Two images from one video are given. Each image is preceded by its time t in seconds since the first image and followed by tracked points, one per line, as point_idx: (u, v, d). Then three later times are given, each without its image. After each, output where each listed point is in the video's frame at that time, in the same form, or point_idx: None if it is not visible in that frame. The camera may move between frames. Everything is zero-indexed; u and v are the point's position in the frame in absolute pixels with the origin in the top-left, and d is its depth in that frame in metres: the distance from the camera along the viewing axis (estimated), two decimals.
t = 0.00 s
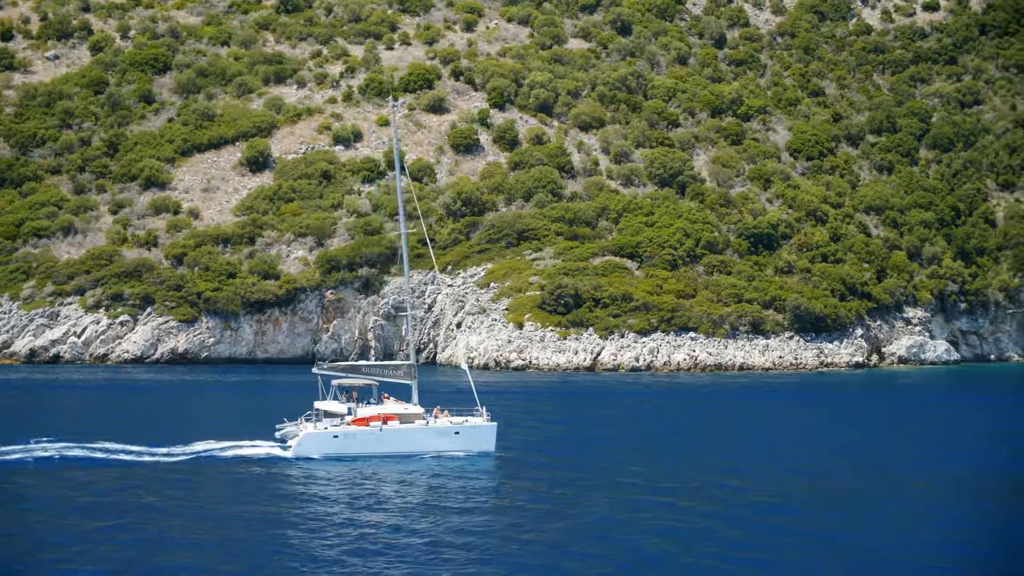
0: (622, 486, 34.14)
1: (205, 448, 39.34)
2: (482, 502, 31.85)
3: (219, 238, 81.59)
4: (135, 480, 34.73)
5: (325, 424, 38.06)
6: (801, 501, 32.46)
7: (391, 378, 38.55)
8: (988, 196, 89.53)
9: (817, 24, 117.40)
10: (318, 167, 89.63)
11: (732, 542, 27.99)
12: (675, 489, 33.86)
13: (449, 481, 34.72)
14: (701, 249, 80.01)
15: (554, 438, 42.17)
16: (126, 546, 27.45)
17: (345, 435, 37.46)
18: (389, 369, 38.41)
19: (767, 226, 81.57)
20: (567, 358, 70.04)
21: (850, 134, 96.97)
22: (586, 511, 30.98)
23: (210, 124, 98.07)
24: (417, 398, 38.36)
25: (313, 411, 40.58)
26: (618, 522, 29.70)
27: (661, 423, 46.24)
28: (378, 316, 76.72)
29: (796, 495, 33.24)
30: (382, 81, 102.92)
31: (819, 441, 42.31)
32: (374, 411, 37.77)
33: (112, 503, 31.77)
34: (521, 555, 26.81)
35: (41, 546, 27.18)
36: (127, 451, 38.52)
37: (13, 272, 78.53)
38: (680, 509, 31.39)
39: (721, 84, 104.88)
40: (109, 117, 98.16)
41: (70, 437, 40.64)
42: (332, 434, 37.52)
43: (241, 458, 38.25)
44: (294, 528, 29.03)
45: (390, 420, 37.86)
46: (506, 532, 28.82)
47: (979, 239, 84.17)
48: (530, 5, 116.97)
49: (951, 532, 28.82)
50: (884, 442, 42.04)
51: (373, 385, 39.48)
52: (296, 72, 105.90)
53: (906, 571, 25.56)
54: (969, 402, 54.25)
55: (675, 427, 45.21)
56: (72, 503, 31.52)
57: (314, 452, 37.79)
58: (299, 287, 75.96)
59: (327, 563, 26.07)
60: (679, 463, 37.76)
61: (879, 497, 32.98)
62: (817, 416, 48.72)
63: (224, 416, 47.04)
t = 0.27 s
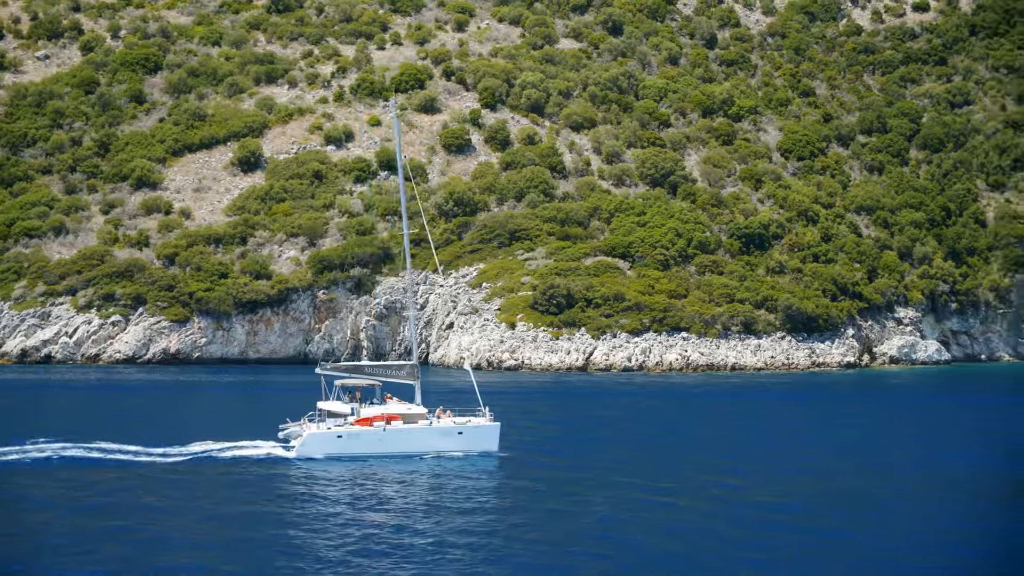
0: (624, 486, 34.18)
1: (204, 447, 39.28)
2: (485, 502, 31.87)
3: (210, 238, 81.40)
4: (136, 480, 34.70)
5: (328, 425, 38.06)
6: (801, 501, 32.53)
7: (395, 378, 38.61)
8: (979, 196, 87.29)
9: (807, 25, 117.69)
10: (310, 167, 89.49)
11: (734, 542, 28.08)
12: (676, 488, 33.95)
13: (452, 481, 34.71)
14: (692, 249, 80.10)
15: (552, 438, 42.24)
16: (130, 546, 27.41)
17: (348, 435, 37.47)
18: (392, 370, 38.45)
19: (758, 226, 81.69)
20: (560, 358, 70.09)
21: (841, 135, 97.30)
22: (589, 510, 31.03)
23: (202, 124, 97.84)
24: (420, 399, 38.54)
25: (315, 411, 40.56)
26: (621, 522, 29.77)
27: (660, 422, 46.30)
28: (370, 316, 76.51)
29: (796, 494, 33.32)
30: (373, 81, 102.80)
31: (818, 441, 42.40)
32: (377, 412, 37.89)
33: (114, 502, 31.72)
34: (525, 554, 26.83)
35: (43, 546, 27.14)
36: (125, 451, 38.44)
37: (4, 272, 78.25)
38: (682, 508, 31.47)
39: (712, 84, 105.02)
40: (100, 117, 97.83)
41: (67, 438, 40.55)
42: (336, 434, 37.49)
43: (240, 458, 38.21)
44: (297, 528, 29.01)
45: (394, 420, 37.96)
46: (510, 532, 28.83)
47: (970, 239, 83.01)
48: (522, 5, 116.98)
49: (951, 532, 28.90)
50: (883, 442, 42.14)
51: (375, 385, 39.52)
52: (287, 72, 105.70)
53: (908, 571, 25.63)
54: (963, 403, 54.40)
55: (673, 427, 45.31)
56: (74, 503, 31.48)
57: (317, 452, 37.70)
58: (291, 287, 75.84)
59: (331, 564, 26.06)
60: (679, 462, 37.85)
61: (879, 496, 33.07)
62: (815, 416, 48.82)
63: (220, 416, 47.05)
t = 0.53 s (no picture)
0: (626, 486, 34.23)
1: (204, 448, 39.26)
2: (488, 502, 31.88)
3: (202, 238, 81.21)
4: (136, 480, 34.66)
5: (332, 425, 38.06)
6: (801, 501, 32.63)
7: (398, 378, 38.44)
8: (969, 196, 89.48)
9: (798, 25, 117.94)
10: (302, 167, 89.37)
11: (736, 541, 28.16)
12: (677, 488, 34.02)
13: (455, 481, 34.71)
14: (684, 249, 80.18)
15: (551, 438, 42.29)
16: (132, 546, 27.36)
17: (352, 435, 37.48)
18: (395, 370, 38.41)
19: (750, 227, 81.83)
20: (552, 358, 70.17)
21: (831, 135, 97.49)
22: (592, 510, 31.08)
23: (193, 124, 97.63)
24: (424, 399, 38.25)
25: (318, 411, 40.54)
26: (624, 521, 29.82)
27: (658, 422, 46.37)
28: (362, 316, 76.30)
29: (796, 494, 33.42)
30: (365, 81, 102.72)
31: (816, 441, 42.53)
32: (381, 412, 37.70)
33: (115, 502, 31.69)
34: (529, 554, 26.86)
35: (46, 546, 27.10)
36: (124, 451, 38.41)
37: None
38: (685, 508, 31.53)
39: (704, 85, 105.15)
40: (91, 117, 97.51)
41: (65, 438, 40.54)
42: (339, 434, 37.47)
43: (241, 458, 38.20)
44: (301, 528, 28.99)
45: (397, 421, 37.75)
46: (514, 532, 28.84)
47: (960, 239, 84.24)
48: (513, 5, 116.98)
49: (951, 532, 28.99)
50: (881, 442, 42.26)
51: (378, 385, 39.48)
52: (278, 72, 105.50)
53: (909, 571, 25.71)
54: (958, 403, 54.56)
55: (672, 427, 45.43)
56: (75, 503, 31.45)
57: (321, 452, 37.62)
58: (283, 287, 75.76)
59: (335, 564, 26.03)
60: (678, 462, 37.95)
61: (878, 496, 33.18)
62: (813, 417, 48.94)
63: (217, 416, 47.10)
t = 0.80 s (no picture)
0: (627, 484, 34.51)
1: (204, 448, 39.37)
2: (491, 502, 32.13)
3: (192, 239, 81.00)
4: (137, 480, 34.80)
5: (336, 425, 38.47)
6: (799, 499, 32.92)
7: (401, 379, 39.14)
8: (958, 197, 90.09)
9: (787, 26, 118.18)
10: (292, 168, 89.21)
11: (736, 540, 28.47)
12: (677, 487, 34.29)
13: (457, 481, 34.93)
14: (674, 250, 80.25)
15: (548, 438, 42.45)
16: (138, 548, 27.57)
17: (356, 435, 37.91)
18: (398, 371, 39.05)
19: (740, 227, 81.95)
20: (543, 358, 70.08)
21: (820, 136, 97.68)
22: (595, 509, 31.36)
23: (183, 124, 97.39)
24: (426, 399, 38.94)
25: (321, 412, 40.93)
26: (626, 521, 30.12)
27: (654, 421, 46.59)
28: (352, 316, 76.00)
29: (795, 492, 33.69)
30: (355, 81, 102.62)
31: (813, 440, 42.80)
32: (384, 412, 38.32)
33: (119, 503, 31.85)
34: (533, 554, 27.15)
35: (51, 548, 27.29)
36: (124, 451, 38.50)
37: None
38: (686, 506, 31.84)
39: (693, 86, 105.27)
40: (80, 116, 97.12)
41: (64, 438, 40.62)
42: (343, 434, 37.89)
43: (242, 458, 38.31)
44: (305, 529, 29.20)
45: (400, 421, 38.41)
46: (518, 531, 29.13)
47: (949, 240, 85.03)
48: (502, 6, 116.93)
49: (949, 531, 29.28)
50: (877, 441, 42.54)
51: (381, 387, 39.92)
52: (268, 73, 105.33)
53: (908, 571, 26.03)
54: (950, 402, 54.94)
55: (670, 426, 45.71)
56: (78, 504, 31.61)
57: (325, 452, 38.02)
58: (274, 287, 75.64)
59: (341, 565, 26.26)
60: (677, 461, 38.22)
61: (876, 495, 33.46)
62: (809, 417, 49.22)
63: (214, 417, 47.22)
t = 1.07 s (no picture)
0: (628, 484, 34.67)
1: (204, 447, 39.39)
2: (492, 502, 32.23)
3: (183, 239, 80.81)
4: (137, 480, 34.83)
5: (339, 425, 38.36)
6: (801, 499, 33.05)
7: (403, 380, 39.17)
8: (947, 198, 90.38)
9: (777, 28, 118.47)
10: (282, 168, 89.07)
11: (738, 540, 28.63)
12: (677, 487, 34.44)
13: (458, 480, 35.03)
14: (665, 251, 80.37)
15: (547, 438, 42.41)
16: (139, 550, 27.66)
17: (358, 435, 37.86)
18: (401, 372, 39.15)
19: (730, 228, 82.14)
20: (534, 359, 70.08)
21: (810, 137, 97.92)
22: (596, 509, 31.52)
23: (173, 124, 97.14)
24: (428, 400, 38.90)
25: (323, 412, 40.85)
26: (628, 521, 30.30)
27: (651, 422, 46.68)
28: (344, 316, 75.82)
29: (796, 492, 33.83)
30: (347, 81, 102.55)
31: (811, 440, 42.96)
32: (386, 413, 38.23)
33: (119, 504, 31.93)
34: (535, 555, 27.31)
35: (53, 551, 27.38)
36: (126, 451, 38.51)
37: None
38: (686, 506, 32.03)
39: (684, 86, 105.44)
40: (70, 116, 96.85)
41: (62, 437, 40.60)
42: (346, 434, 37.82)
43: (242, 457, 38.34)
44: (308, 530, 29.32)
45: (403, 421, 38.31)
46: (520, 532, 29.28)
47: (938, 242, 85.40)
48: (493, 6, 116.97)
49: (949, 531, 29.41)
50: (875, 441, 42.70)
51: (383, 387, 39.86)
52: (258, 72, 105.17)
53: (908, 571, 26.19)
54: (944, 403, 55.21)
55: (668, 426, 45.83)
56: (79, 505, 31.67)
57: (328, 452, 37.97)
58: (264, 288, 75.57)
59: (343, 567, 26.39)
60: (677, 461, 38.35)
61: (876, 495, 33.60)
62: (806, 417, 49.36)
63: (211, 416, 47.21)
